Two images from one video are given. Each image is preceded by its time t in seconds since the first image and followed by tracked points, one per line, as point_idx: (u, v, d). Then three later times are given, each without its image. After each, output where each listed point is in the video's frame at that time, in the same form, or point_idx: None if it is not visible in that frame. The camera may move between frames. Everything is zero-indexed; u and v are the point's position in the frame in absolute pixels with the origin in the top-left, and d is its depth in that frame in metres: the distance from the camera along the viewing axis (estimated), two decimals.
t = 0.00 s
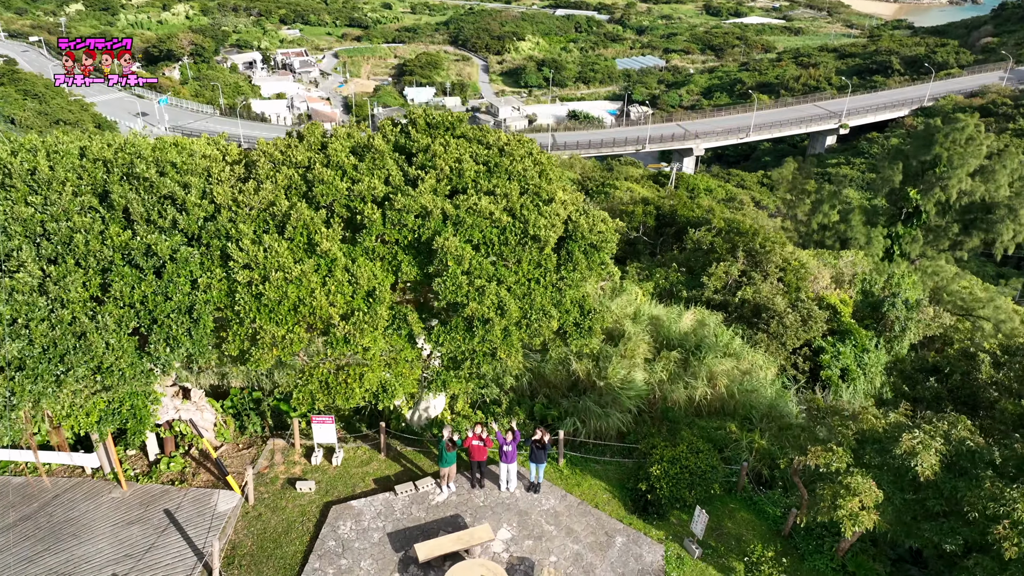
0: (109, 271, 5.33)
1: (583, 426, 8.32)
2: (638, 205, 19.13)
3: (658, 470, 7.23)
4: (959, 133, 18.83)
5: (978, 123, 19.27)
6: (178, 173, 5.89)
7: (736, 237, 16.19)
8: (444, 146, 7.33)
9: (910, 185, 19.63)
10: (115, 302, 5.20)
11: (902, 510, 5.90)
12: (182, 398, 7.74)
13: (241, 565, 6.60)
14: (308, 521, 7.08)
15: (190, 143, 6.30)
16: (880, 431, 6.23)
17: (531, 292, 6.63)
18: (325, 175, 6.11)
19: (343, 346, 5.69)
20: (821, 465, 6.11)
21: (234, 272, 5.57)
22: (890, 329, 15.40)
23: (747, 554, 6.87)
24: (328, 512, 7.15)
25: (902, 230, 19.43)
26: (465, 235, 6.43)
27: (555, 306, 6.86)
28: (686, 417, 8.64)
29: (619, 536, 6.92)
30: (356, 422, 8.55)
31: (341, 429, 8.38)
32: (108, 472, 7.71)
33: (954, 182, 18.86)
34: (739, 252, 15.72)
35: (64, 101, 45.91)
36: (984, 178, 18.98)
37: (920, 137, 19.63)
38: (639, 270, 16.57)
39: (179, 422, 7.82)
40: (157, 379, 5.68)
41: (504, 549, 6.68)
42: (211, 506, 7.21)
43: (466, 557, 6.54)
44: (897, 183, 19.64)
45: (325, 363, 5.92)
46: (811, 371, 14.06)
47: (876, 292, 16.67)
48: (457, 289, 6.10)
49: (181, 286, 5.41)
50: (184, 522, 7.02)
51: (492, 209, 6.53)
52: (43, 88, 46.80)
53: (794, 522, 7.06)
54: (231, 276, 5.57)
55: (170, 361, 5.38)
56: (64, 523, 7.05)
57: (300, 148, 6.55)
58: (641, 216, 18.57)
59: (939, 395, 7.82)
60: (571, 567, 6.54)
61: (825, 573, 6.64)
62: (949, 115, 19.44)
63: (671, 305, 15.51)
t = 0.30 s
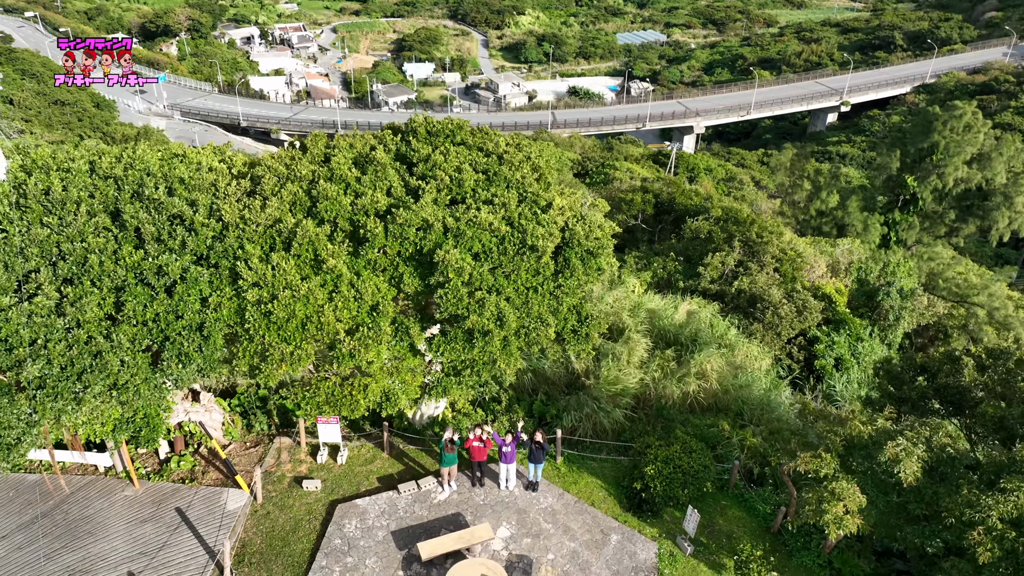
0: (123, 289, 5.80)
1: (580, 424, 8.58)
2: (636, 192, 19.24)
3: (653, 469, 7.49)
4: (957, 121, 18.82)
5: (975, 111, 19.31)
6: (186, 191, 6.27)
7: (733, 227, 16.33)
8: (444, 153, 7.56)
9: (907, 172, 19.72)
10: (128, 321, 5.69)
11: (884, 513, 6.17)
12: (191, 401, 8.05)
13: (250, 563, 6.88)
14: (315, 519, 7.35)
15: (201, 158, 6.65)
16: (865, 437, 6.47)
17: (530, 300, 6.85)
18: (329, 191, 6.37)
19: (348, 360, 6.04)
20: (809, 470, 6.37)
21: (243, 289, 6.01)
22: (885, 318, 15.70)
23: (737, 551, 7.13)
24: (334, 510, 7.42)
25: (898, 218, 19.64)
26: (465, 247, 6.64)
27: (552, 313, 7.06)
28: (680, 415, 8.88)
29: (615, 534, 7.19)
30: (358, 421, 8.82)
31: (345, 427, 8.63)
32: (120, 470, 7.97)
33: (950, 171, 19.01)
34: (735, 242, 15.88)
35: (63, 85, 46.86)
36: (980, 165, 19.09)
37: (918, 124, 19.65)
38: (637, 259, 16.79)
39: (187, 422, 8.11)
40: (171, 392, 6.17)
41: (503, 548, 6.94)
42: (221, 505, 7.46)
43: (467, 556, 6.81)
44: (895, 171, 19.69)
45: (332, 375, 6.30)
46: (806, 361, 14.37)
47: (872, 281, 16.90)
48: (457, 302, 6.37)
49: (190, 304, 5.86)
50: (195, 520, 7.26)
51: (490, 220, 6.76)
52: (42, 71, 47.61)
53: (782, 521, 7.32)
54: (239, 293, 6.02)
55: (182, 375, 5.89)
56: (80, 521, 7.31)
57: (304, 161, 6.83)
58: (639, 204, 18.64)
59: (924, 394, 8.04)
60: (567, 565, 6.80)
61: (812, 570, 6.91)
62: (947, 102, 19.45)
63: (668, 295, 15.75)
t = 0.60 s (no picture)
0: (134, 321, 6.61)
1: (577, 439, 8.85)
2: (635, 198, 19.36)
3: (647, 488, 7.70)
4: (953, 128, 18.88)
5: (972, 116, 19.37)
6: (195, 221, 7.31)
7: (730, 234, 16.46)
8: (444, 179, 7.96)
9: (903, 177, 19.86)
10: (138, 354, 6.46)
11: (870, 538, 6.37)
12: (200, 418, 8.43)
13: None
14: (318, 536, 7.55)
15: (207, 194, 7.70)
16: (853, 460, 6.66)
17: (527, 324, 7.03)
18: (332, 221, 6.95)
19: (351, 387, 6.35)
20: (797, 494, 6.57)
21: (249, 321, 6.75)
22: (879, 325, 16.01)
23: (729, 567, 7.34)
24: (336, 527, 7.63)
25: (894, 222, 19.82)
26: (464, 273, 6.87)
27: (549, 336, 7.20)
28: (674, 430, 9.06)
29: (610, 551, 7.40)
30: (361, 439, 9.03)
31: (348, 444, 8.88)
32: (128, 486, 8.19)
33: (946, 177, 18.99)
34: (733, 249, 16.03)
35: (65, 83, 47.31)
36: (975, 171, 19.18)
37: (915, 129, 19.75)
38: (635, 265, 17.01)
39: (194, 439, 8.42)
40: (180, 420, 6.92)
41: (500, 565, 7.13)
42: (227, 521, 7.67)
43: (466, 573, 7.00)
44: (891, 176, 19.78)
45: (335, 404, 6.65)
46: (800, 368, 14.63)
47: (867, 288, 17.15)
48: (456, 328, 6.59)
49: (197, 336, 6.66)
50: (202, 537, 7.46)
51: (488, 248, 7.05)
52: (43, 69, 48.06)
53: (771, 538, 7.53)
54: (244, 323, 6.81)
55: (190, 405, 6.64)
56: (89, 537, 7.51)
57: (306, 197, 7.40)
58: (638, 210, 18.84)
59: (912, 412, 8.29)
60: None
61: None
62: (943, 107, 19.48)
63: (666, 302, 15.98)
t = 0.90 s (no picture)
0: (144, 359, 7.74)
1: (575, 462, 9.07)
2: (633, 211, 19.56)
3: (642, 514, 7.88)
4: (948, 142, 19.14)
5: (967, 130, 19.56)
6: (201, 261, 8.57)
7: (727, 249, 16.67)
8: (444, 213, 9.14)
9: (899, 190, 20.07)
10: (148, 394, 7.54)
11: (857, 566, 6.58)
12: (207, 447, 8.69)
13: None
14: (320, 561, 7.77)
15: (212, 233, 8.92)
16: (841, 491, 6.88)
17: (525, 356, 7.97)
18: (335, 260, 8.29)
19: (356, 422, 7.40)
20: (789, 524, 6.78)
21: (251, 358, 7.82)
22: (874, 338, 16.24)
23: None
24: (339, 552, 7.84)
25: (889, 234, 20.04)
26: (464, 309, 7.94)
27: (547, 364, 8.09)
28: (669, 453, 9.26)
29: None
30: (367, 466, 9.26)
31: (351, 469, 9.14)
32: (135, 510, 8.37)
33: (940, 190, 19.30)
34: (730, 265, 16.21)
35: (66, 90, 47.57)
36: (970, 184, 19.37)
37: (910, 142, 19.98)
38: (633, 279, 17.24)
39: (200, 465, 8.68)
40: (188, 456, 7.90)
41: None
42: (231, 545, 7.84)
43: None
44: (887, 188, 20.03)
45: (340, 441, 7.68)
46: (796, 383, 14.80)
47: (862, 301, 17.38)
48: (455, 365, 7.55)
49: (204, 375, 7.74)
50: (208, 561, 7.65)
51: (486, 284, 8.08)
52: (45, 75, 48.33)
53: (763, 563, 7.71)
54: (247, 361, 7.87)
55: (197, 442, 7.68)
56: (98, 561, 7.71)
57: (309, 242, 8.78)
58: (636, 223, 19.07)
59: (900, 437, 8.54)
60: None
61: None
62: (938, 121, 19.67)
63: (663, 316, 16.19)
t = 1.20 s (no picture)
0: (152, 401, 8.14)
1: (572, 486, 9.31)
2: (630, 225, 19.73)
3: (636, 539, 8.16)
4: (943, 157, 19.30)
5: (961, 144, 19.74)
6: (207, 300, 9.16)
7: (723, 265, 16.84)
8: (442, 248, 10.09)
9: (894, 204, 20.30)
10: (157, 433, 7.92)
11: None
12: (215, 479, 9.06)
13: None
14: None
15: (218, 273, 9.53)
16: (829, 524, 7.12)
17: (520, 389, 8.78)
18: (338, 299, 9.06)
19: (359, 458, 8.05)
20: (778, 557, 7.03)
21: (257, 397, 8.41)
22: (868, 353, 16.45)
23: None
24: None
25: (884, 248, 20.29)
26: (463, 343, 8.84)
27: (543, 396, 8.90)
28: (664, 477, 9.50)
29: None
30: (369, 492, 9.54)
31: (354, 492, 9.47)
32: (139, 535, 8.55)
33: (934, 205, 19.52)
34: (726, 281, 16.38)
35: (67, 96, 47.79)
36: (964, 199, 19.60)
37: (904, 157, 20.18)
38: (630, 294, 17.47)
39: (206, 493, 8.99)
40: (193, 494, 8.25)
41: None
42: (236, 571, 8.07)
43: None
44: (882, 203, 20.27)
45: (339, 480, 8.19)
46: (792, 399, 15.00)
47: (857, 316, 17.62)
48: (453, 400, 8.37)
49: (212, 416, 8.21)
50: None
51: (481, 322, 8.96)
52: (46, 81, 48.55)
53: None
54: (253, 400, 8.43)
55: (204, 479, 8.02)
56: None
57: (314, 281, 9.47)
58: (634, 237, 19.28)
59: (888, 463, 8.85)
60: None
61: None
62: (933, 137, 19.86)
63: (660, 332, 16.40)
